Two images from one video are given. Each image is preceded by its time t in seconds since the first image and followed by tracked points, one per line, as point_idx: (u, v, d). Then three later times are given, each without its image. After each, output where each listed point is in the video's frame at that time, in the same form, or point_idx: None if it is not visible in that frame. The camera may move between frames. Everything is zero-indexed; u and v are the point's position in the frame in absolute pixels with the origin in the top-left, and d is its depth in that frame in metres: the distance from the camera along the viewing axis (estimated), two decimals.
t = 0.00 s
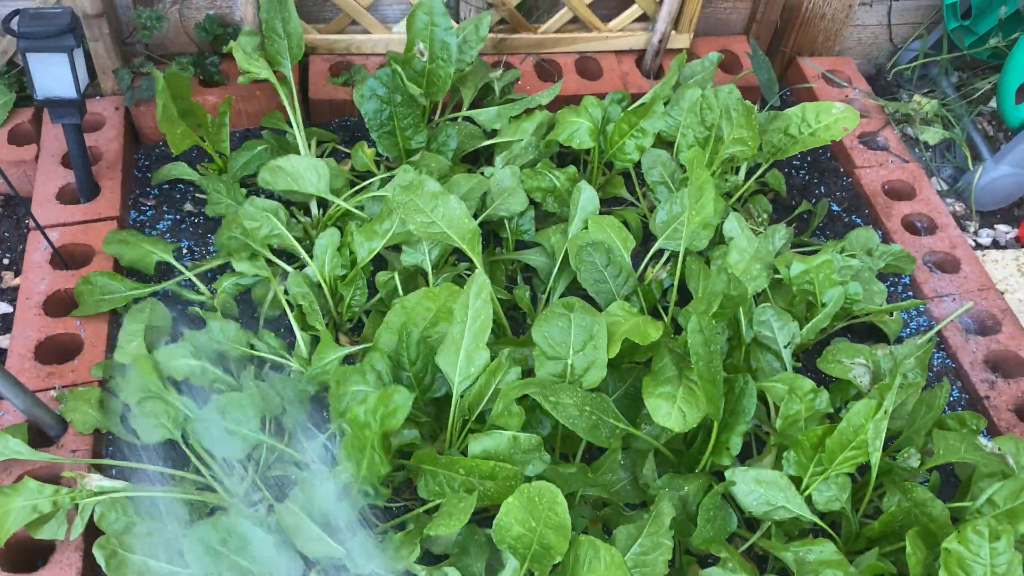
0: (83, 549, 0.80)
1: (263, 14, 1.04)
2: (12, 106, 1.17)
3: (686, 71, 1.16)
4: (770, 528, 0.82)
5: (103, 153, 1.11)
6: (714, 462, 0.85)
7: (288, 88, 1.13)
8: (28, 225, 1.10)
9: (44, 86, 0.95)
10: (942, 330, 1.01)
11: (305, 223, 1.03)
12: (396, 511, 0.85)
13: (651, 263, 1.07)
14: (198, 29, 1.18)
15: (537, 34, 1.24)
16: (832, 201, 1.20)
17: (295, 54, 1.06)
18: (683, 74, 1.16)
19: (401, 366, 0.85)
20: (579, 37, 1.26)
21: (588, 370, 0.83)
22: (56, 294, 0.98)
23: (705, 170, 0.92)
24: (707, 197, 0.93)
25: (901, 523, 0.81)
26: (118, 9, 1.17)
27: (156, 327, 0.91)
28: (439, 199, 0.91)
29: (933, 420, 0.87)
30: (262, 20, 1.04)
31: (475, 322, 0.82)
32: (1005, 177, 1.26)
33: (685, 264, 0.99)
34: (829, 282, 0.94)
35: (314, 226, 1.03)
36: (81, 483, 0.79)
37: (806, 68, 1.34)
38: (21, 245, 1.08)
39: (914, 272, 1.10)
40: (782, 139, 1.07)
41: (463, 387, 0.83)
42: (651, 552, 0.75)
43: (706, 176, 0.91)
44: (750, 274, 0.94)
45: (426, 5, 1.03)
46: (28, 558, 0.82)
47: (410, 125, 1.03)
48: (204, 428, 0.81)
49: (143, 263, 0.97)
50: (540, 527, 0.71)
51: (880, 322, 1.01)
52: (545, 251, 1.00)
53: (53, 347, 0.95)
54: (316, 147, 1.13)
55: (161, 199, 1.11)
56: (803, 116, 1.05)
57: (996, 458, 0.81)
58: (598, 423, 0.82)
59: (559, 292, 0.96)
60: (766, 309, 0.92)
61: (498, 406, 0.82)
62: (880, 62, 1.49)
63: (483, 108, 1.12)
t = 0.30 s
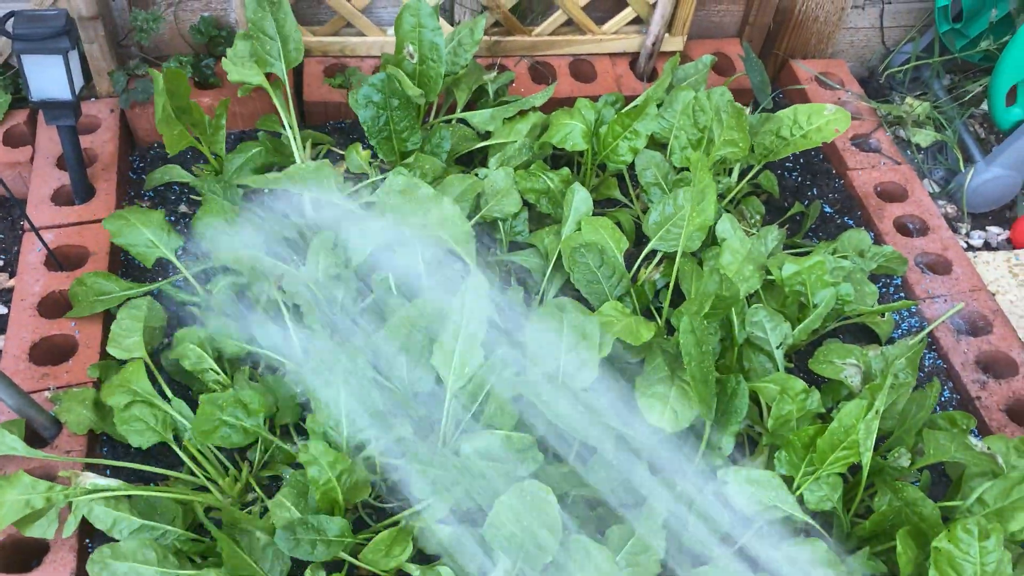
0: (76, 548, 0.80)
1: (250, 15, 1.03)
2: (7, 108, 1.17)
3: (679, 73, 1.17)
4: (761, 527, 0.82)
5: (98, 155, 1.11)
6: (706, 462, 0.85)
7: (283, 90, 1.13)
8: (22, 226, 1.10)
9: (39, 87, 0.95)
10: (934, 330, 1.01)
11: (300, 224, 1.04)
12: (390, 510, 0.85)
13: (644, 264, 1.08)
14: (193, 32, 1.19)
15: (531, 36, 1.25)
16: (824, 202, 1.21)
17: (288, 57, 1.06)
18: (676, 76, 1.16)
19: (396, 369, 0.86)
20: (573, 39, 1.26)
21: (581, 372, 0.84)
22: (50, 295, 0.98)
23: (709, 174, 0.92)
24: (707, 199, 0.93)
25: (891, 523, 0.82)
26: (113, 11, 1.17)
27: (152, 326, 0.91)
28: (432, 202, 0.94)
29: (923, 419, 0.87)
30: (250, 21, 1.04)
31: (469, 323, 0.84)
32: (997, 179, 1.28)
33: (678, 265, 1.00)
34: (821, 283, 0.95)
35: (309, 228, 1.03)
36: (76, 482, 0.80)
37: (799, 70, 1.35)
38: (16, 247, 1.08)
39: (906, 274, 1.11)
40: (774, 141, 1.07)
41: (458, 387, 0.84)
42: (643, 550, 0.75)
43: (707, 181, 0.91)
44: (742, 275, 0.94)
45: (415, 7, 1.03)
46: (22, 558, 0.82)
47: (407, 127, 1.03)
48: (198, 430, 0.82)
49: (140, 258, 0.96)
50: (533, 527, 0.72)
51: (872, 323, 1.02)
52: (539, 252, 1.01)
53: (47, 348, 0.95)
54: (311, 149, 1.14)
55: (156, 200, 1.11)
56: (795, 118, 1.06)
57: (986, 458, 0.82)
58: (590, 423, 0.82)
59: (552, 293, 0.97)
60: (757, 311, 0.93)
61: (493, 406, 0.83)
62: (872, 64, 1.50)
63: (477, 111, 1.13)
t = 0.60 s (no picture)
0: (69, 550, 0.80)
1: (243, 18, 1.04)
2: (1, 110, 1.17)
3: (673, 74, 1.17)
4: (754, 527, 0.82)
5: (91, 156, 1.11)
6: (699, 462, 0.85)
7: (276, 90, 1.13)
8: (15, 227, 1.10)
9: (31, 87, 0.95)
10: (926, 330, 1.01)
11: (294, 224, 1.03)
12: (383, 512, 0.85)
13: (638, 265, 1.08)
14: (187, 33, 1.19)
15: (525, 37, 1.25)
16: (817, 203, 1.22)
17: (281, 57, 1.06)
18: (670, 77, 1.17)
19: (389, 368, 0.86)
20: (567, 40, 1.27)
21: (575, 371, 0.84)
22: (43, 296, 0.98)
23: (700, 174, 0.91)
24: (699, 200, 0.92)
25: (884, 522, 0.82)
26: (107, 11, 1.17)
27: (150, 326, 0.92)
28: (445, 186, 0.91)
29: (915, 419, 0.88)
30: (244, 22, 1.04)
31: (460, 323, 0.82)
32: (989, 180, 1.28)
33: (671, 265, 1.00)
34: (813, 282, 0.95)
35: (303, 229, 1.04)
36: (69, 483, 0.79)
37: (792, 71, 1.35)
38: (9, 248, 1.08)
39: (898, 274, 1.11)
40: (767, 141, 1.08)
41: (451, 388, 0.84)
42: (636, 551, 0.75)
43: (695, 181, 0.91)
44: (735, 274, 0.94)
45: (407, 6, 1.03)
46: (14, 560, 0.82)
47: (399, 125, 1.04)
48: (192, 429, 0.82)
49: (127, 266, 0.97)
50: (525, 527, 0.72)
51: (865, 322, 1.02)
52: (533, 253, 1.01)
53: (40, 349, 0.95)
54: (305, 150, 1.14)
55: (150, 201, 1.11)
56: (788, 119, 1.06)
57: (977, 457, 0.82)
58: (583, 423, 0.82)
59: (546, 293, 0.97)
60: (750, 311, 0.93)
61: (485, 406, 0.83)
62: (865, 65, 1.50)
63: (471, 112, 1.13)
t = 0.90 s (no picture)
0: (64, 551, 0.80)
1: (238, 20, 1.04)
2: None
3: (667, 76, 1.17)
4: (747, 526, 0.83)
5: (86, 159, 1.11)
6: (692, 461, 0.86)
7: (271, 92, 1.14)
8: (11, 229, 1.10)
9: (25, 90, 0.95)
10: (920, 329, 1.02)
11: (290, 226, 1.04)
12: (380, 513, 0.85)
13: (632, 265, 1.08)
14: (182, 36, 1.19)
15: (520, 39, 1.26)
16: (811, 204, 1.22)
17: (276, 60, 1.07)
18: (663, 78, 1.17)
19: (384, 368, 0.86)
20: (561, 42, 1.27)
21: (569, 371, 0.84)
22: (38, 297, 0.98)
23: (689, 175, 0.92)
24: (690, 200, 0.93)
25: (878, 520, 0.82)
26: (101, 14, 1.17)
27: (152, 328, 0.92)
28: (428, 204, 0.90)
29: (908, 417, 0.88)
30: (238, 24, 1.04)
31: (463, 325, 0.82)
32: (982, 180, 1.29)
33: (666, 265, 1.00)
34: (807, 282, 0.95)
35: (297, 230, 1.03)
36: (63, 481, 0.79)
37: (786, 72, 1.36)
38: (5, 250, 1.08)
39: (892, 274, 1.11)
40: (760, 142, 1.08)
41: (447, 388, 0.84)
42: (630, 549, 0.75)
43: (689, 182, 0.92)
44: (729, 274, 0.94)
45: (402, 10, 1.03)
46: (10, 561, 0.82)
47: (394, 128, 1.04)
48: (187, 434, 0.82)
49: (127, 262, 0.97)
50: (519, 525, 0.72)
51: (859, 322, 1.03)
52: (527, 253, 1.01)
53: (35, 351, 0.95)
54: (300, 151, 1.14)
55: (145, 203, 1.11)
56: (782, 120, 1.07)
57: (970, 455, 0.83)
58: (578, 423, 0.82)
59: (540, 293, 0.97)
60: (745, 311, 0.93)
61: (480, 406, 0.83)
62: (859, 66, 1.51)
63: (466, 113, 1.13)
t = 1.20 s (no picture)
0: (55, 555, 0.80)
1: (228, 20, 1.03)
2: None
3: (658, 75, 1.18)
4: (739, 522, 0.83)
5: (77, 161, 1.10)
6: (684, 459, 0.86)
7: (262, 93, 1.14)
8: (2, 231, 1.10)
9: (13, 92, 0.94)
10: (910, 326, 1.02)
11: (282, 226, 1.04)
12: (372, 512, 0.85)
13: (624, 264, 1.09)
14: (173, 37, 1.19)
15: (511, 39, 1.26)
16: (802, 202, 1.22)
17: (267, 61, 1.07)
18: (654, 77, 1.17)
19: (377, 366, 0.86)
20: (553, 42, 1.27)
21: (559, 369, 0.84)
22: (29, 299, 0.98)
23: (683, 174, 0.91)
24: (684, 200, 0.92)
25: (869, 517, 0.82)
26: (92, 15, 1.17)
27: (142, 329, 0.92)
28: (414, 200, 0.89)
29: (899, 414, 0.88)
30: (229, 25, 1.03)
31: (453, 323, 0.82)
32: (972, 178, 1.29)
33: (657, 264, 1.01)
34: (797, 280, 0.96)
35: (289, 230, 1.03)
36: (52, 491, 0.80)
37: (777, 71, 1.36)
38: None
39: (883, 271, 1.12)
40: (751, 141, 1.08)
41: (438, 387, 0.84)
42: (621, 547, 0.76)
43: (680, 181, 0.92)
44: (720, 272, 0.95)
45: (392, 10, 1.03)
46: (2, 564, 0.82)
47: (386, 128, 1.04)
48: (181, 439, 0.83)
49: (114, 267, 0.97)
50: (509, 524, 0.72)
51: (851, 320, 1.02)
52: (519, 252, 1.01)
53: (27, 352, 0.95)
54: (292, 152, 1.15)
55: (137, 204, 1.11)
56: (772, 118, 1.07)
57: (960, 451, 0.83)
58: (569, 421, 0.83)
59: (532, 292, 0.97)
60: (735, 309, 0.94)
61: (470, 404, 0.84)
62: (850, 65, 1.52)
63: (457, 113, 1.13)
